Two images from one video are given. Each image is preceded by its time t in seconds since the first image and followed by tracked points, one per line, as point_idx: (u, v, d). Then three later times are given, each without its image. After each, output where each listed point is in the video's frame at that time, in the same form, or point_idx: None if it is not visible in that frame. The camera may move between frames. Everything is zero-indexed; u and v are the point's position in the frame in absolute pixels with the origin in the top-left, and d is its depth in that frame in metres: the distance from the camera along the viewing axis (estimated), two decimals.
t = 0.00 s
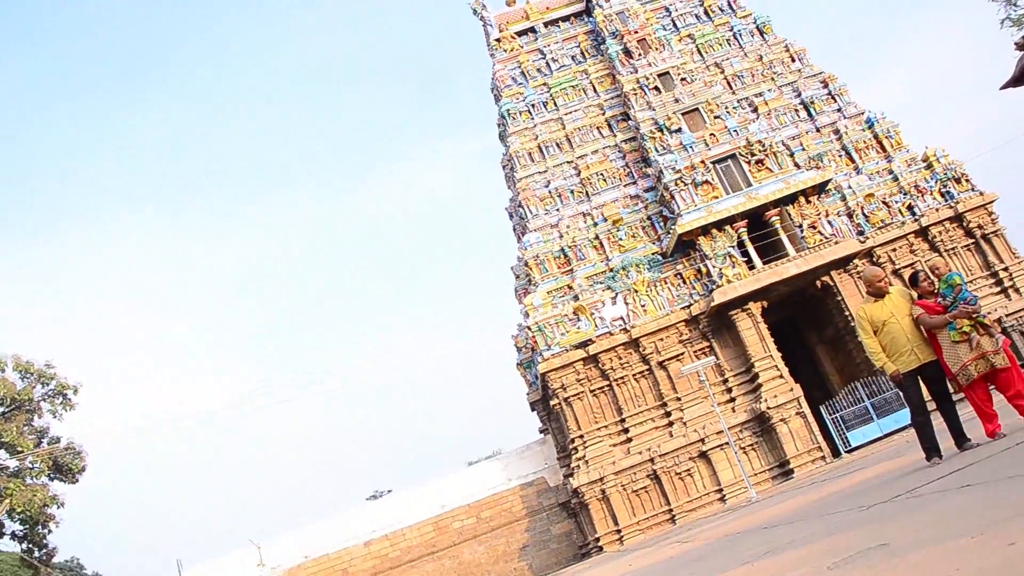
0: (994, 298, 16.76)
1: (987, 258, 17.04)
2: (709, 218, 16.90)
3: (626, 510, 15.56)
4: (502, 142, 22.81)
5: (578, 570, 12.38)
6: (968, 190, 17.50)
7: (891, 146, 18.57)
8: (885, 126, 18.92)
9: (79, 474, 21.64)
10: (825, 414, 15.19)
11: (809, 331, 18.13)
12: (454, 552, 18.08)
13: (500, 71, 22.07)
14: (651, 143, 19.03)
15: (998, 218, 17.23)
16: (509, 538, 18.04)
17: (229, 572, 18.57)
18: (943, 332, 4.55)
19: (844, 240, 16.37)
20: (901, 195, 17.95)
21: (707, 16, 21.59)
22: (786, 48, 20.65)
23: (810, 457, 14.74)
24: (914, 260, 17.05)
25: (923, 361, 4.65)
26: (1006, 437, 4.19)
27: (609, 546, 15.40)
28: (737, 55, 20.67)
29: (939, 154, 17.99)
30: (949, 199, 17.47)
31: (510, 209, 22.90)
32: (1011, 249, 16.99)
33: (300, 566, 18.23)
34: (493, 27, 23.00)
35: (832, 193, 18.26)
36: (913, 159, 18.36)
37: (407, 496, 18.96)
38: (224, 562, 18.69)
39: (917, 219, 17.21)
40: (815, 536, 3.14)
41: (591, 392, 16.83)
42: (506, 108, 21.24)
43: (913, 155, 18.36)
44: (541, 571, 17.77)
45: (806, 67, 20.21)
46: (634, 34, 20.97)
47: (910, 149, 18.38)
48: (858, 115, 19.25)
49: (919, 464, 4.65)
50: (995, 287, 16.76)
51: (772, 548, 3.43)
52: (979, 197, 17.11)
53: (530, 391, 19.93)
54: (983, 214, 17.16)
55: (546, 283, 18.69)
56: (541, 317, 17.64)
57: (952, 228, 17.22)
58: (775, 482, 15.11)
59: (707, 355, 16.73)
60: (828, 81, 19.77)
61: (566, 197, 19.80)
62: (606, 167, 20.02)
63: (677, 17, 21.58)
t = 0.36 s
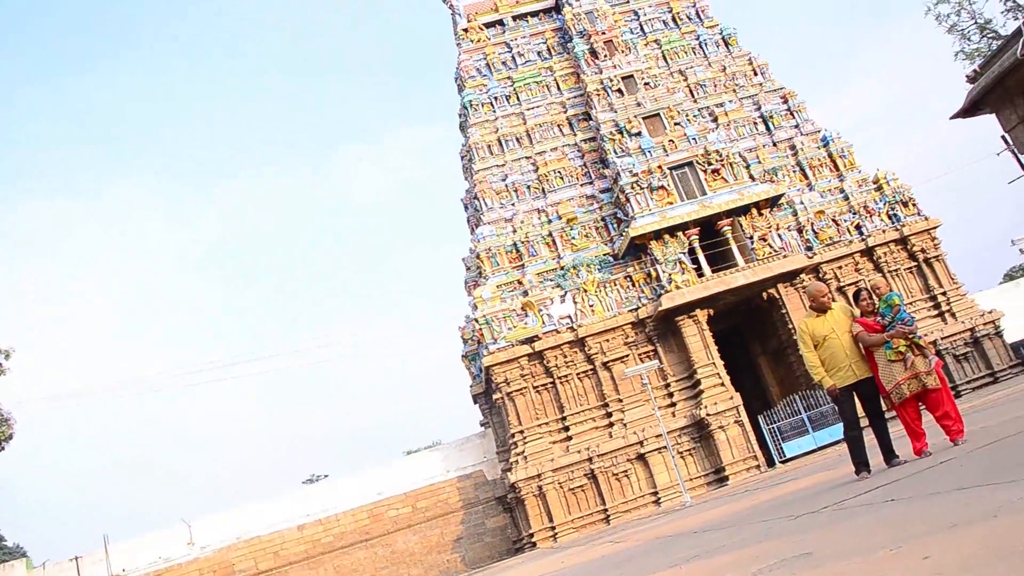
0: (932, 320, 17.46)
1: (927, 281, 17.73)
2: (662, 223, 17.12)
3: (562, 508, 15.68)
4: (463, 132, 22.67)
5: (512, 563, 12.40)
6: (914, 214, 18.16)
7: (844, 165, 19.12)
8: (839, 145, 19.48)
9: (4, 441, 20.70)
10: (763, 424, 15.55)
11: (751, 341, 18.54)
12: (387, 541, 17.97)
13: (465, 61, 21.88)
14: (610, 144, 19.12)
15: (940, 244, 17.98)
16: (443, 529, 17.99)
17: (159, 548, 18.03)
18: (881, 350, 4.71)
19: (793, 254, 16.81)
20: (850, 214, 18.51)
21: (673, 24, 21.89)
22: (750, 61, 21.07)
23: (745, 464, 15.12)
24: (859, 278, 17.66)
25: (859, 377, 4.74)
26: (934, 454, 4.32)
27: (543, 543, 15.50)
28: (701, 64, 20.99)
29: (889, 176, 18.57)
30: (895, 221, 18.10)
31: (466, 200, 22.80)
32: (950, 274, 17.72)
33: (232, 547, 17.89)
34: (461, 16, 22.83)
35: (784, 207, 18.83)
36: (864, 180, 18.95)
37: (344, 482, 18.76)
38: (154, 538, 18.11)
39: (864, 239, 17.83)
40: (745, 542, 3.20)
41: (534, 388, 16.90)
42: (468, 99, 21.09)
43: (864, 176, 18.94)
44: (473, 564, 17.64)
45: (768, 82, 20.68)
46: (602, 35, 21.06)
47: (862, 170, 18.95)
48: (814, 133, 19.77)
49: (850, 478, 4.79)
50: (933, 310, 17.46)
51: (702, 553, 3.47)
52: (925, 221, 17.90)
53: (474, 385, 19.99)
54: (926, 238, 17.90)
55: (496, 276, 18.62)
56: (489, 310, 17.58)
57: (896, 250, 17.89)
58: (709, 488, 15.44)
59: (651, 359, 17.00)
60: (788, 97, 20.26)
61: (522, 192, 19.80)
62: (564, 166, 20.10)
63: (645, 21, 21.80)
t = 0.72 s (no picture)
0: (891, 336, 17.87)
1: (889, 298, 18.13)
2: (631, 225, 17.24)
3: (517, 504, 15.73)
4: (438, 123, 22.53)
5: (465, 557, 12.40)
6: (880, 231, 18.57)
7: (814, 179, 19.56)
8: (811, 159, 19.83)
9: None
10: (721, 430, 15.73)
11: (714, 347, 18.76)
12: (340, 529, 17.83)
13: (445, 52, 21.73)
14: (585, 144, 19.15)
15: (904, 262, 18.41)
16: (397, 520, 17.93)
17: (108, 526, 17.67)
18: (839, 363, 4.80)
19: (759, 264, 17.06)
20: (818, 227, 18.84)
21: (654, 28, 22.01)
22: (728, 70, 21.34)
23: (701, 470, 15.35)
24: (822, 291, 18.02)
25: (816, 389, 4.83)
26: (885, 468, 4.39)
27: (496, 538, 15.54)
28: (680, 70, 21.16)
29: (858, 193, 18.94)
30: (861, 237, 18.49)
31: (438, 191, 22.69)
32: (911, 292, 18.14)
33: (182, 528, 17.59)
34: (443, 6, 22.67)
35: (753, 217, 18.98)
36: (834, 196, 19.31)
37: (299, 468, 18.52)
38: (103, 516, 17.75)
39: (830, 253, 18.19)
40: (697, 545, 3.22)
41: (495, 383, 16.89)
42: (446, 90, 20.96)
43: (834, 192, 19.31)
44: (425, 556, 17.66)
45: (745, 92, 20.97)
46: (583, 34, 21.07)
47: (831, 185, 19.32)
48: (787, 145, 20.07)
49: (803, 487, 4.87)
50: (892, 326, 17.87)
51: (653, 553, 3.49)
52: (889, 238, 18.33)
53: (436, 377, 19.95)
54: (890, 255, 18.32)
55: (463, 269, 18.55)
56: (455, 301, 17.44)
57: (861, 266, 18.27)
58: (664, 491, 15.62)
59: (613, 360, 17.11)
60: (764, 108, 20.56)
61: (495, 187, 19.74)
62: (538, 162, 20.07)
63: (627, 24, 21.90)
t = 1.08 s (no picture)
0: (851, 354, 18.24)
1: (851, 316, 18.49)
2: (601, 230, 17.36)
3: (473, 502, 15.68)
4: (415, 117, 22.40)
5: (419, 551, 12.30)
6: (846, 250, 18.94)
7: (785, 195, 19.85)
8: (783, 174, 20.16)
9: None
10: (679, 438, 15.89)
11: (676, 356, 18.93)
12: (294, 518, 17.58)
13: (426, 45, 21.60)
14: (560, 146, 19.13)
15: (867, 281, 18.81)
16: (352, 512, 17.72)
17: (56, 505, 17.22)
18: (798, 378, 4.89)
19: (726, 276, 17.26)
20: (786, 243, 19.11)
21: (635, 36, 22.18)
22: (706, 82, 21.61)
23: (657, 476, 15.48)
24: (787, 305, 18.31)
25: (775, 401, 4.86)
26: (835, 484, 4.45)
27: (450, 535, 15.47)
28: (659, 79, 21.36)
29: (827, 211, 19.31)
30: (828, 254, 18.84)
31: (411, 184, 22.56)
32: (873, 311, 18.55)
33: (133, 510, 17.20)
34: None
35: (723, 229, 19.29)
36: (803, 212, 19.68)
37: (256, 454, 18.26)
38: (50, 495, 17.29)
39: (797, 268, 18.51)
40: (649, 551, 3.23)
41: (457, 380, 16.84)
42: (425, 84, 20.84)
43: (803, 208, 19.67)
44: (378, 549, 17.49)
45: (722, 104, 21.25)
46: (564, 37, 21.09)
47: (801, 202, 19.67)
48: (760, 159, 20.43)
49: (756, 498, 4.92)
50: (853, 344, 18.24)
51: (604, 557, 3.49)
52: (854, 258, 18.66)
53: (398, 371, 19.89)
54: (855, 274, 18.71)
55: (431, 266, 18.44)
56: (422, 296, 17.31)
57: (825, 283, 18.62)
58: (619, 495, 15.73)
59: (576, 363, 17.20)
60: (739, 122, 20.81)
61: (468, 183, 19.67)
62: (512, 162, 20.04)
63: (609, 30, 22.06)
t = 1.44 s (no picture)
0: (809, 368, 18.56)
1: (811, 330, 18.78)
2: (572, 228, 17.37)
3: (424, 491, 15.68)
4: (393, 102, 22.23)
5: (368, 536, 12.27)
6: (810, 265, 19.25)
7: (755, 207, 20.20)
8: (754, 185, 20.44)
9: None
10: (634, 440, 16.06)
11: (637, 358, 19.09)
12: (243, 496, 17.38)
13: (408, 30, 21.42)
14: (535, 142, 19.15)
15: (829, 297, 19.15)
16: (303, 494, 17.61)
17: None
18: (755, 387, 4.99)
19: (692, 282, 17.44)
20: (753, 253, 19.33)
21: (617, 38, 22.31)
22: (685, 88, 21.83)
23: (610, 476, 15.62)
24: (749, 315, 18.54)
25: (730, 407, 4.90)
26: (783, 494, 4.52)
27: (399, 522, 15.45)
28: (638, 82, 21.55)
29: (794, 225, 19.57)
30: (793, 268, 19.14)
31: (384, 168, 22.39)
32: (833, 327, 18.88)
33: (79, 480, 16.86)
34: None
35: (692, 235, 19.53)
36: (771, 225, 20.02)
37: (209, 429, 17.90)
38: None
39: (762, 279, 18.76)
40: (597, 550, 3.24)
41: (417, 368, 16.79)
42: (405, 69, 20.70)
43: (772, 221, 19.96)
44: (326, 533, 17.44)
45: (699, 112, 21.47)
46: (546, 33, 21.05)
47: (770, 215, 19.99)
48: (733, 168, 20.66)
49: (706, 503, 4.97)
50: (811, 359, 18.56)
51: (553, 553, 3.48)
52: (818, 273, 19.05)
53: (358, 355, 19.80)
54: (818, 289, 19.02)
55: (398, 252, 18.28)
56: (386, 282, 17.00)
57: (789, 296, 18.89)
58: (571, 493, 15.85)
59: (537, 359, 17.24)
60: (714, 131, 21.09)
61: (441, 172, 19.56)
62: (487, 155, 20.01)
63: (593, 30, 22.17)
